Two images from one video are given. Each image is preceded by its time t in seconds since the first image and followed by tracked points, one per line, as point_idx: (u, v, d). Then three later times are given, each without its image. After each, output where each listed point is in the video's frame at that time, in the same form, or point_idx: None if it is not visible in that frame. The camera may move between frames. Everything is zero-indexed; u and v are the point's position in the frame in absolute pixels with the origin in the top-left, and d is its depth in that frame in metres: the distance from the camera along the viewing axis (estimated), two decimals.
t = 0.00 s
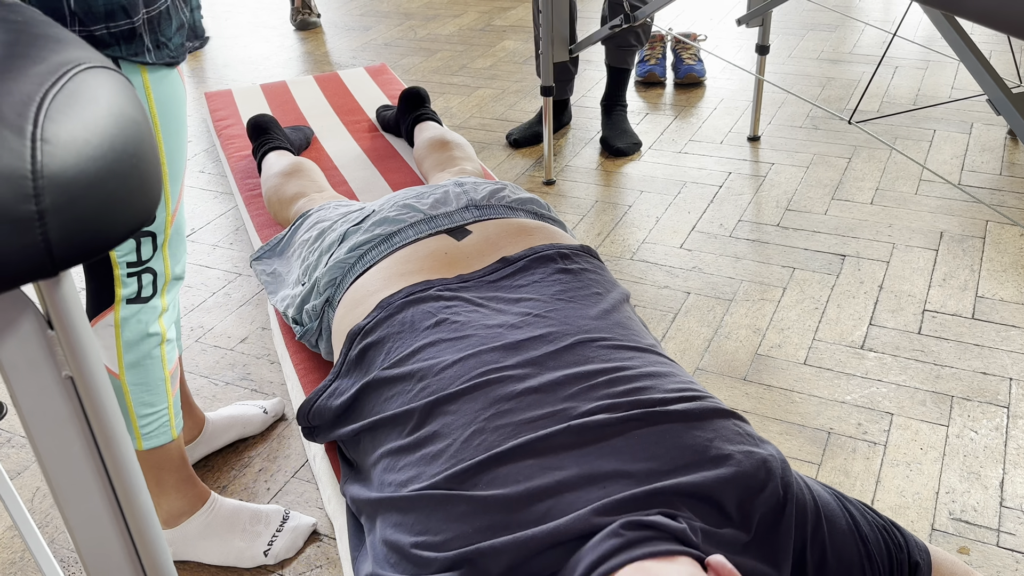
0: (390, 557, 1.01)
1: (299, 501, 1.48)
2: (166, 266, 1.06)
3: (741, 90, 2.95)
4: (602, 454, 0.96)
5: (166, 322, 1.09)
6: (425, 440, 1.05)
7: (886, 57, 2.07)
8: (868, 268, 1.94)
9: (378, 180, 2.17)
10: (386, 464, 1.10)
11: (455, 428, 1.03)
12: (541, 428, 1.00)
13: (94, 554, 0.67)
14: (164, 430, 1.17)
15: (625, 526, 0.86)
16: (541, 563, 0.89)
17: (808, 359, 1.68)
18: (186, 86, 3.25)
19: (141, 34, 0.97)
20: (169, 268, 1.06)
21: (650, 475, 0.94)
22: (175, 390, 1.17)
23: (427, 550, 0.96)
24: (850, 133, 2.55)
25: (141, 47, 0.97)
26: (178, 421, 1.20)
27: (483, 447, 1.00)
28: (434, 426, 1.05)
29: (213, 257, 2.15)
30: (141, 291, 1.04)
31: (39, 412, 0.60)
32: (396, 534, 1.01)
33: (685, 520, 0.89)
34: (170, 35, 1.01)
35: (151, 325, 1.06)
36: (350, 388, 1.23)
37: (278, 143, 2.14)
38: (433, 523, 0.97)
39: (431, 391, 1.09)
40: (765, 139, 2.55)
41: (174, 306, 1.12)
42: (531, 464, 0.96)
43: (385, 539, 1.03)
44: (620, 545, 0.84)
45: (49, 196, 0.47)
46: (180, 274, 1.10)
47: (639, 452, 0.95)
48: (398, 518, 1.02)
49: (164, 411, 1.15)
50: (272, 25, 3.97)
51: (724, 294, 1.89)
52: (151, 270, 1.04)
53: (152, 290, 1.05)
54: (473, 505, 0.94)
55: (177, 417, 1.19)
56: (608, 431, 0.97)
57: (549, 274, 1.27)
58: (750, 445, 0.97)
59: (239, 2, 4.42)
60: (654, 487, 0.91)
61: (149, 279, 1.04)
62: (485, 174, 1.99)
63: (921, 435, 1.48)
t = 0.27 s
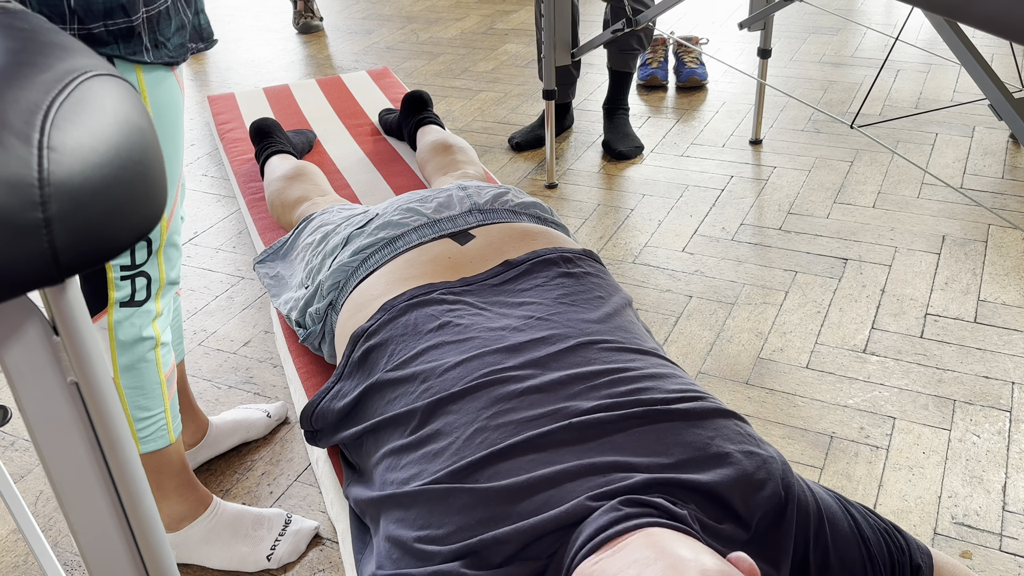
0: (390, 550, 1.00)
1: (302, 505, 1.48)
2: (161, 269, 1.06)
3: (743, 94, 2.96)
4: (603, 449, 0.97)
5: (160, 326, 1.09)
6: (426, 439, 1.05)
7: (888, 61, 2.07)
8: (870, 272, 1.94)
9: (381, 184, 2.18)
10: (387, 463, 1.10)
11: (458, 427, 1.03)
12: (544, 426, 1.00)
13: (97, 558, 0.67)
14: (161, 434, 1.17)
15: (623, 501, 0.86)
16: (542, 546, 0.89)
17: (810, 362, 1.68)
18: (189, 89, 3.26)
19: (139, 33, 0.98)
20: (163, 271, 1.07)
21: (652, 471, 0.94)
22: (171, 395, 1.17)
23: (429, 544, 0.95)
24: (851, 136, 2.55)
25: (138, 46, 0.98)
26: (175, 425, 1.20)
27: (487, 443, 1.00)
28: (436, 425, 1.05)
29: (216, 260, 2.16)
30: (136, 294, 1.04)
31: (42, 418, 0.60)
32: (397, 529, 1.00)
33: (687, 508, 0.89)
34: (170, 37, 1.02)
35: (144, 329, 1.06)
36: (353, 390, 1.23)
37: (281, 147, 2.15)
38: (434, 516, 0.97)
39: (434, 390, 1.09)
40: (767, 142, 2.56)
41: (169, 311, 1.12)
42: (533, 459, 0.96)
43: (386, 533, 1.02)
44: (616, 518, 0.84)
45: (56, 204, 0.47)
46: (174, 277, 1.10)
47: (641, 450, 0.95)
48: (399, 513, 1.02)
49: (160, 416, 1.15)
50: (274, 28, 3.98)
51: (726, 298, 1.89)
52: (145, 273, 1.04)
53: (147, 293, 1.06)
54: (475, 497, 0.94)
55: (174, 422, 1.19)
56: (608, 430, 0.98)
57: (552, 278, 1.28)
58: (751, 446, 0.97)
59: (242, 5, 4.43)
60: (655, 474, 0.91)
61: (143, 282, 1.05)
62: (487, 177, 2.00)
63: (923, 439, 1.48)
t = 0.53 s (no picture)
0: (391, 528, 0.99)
1: (304, 508, 1.48)
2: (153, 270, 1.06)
3: (744, 96, 2.96)
4: (607, 445, 0.96)
5: (155, 326, 1.09)
6: (429, 424, 1.05)
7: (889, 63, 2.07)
8: (872, 274, 1.94)
9: (382, 187, 2.18)
10: (389, 454, 1.10)
11: (462, 415, 1.03)
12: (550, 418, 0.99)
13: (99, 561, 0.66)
14: (158, 435, 1.17)
15: (634, 490, 0.87)
16: (551, 530, 0.89)
17: (812, 365, 1.68)
18: (191, 92, 3.26)
19: (123, 44, 0.98)
20: (156, 272, 1.06)
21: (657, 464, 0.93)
22: (169, 397, 1.16)
23: (430, 518, 0.94)
24: (852, 139, 2.56)
25: (123, 57, 0.98)
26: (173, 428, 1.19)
27: (490, 430, 0.99)
28: (440, 414, 1.05)
29: (218, 263, 2.16)
30: (130, 295, 1.04)
31: (45, 423, 0.60)
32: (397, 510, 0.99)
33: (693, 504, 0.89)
34: (157, 48, 1.02)
35: (139, 329, 1.06)
36: (356, 389, 1.23)
37: (282, 149, 2.15)
38: (435, 493, 0.96)
39: (441, 379, 1.09)
40: (768, 145, 2.56)
41: (164, 313, 1.12)
42: (539, 447, 0.96)
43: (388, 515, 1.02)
44: (626, 506, 0.85)
45: (59, 208, 0.47)
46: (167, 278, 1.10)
47: (646, 443, 0.95)
48: (400, 492, 1.01)
49: (158, 417, 1.15)
50: (276, 31, 3.99)
51: (728, 301, 1.89)
52: (138, 274, 1.04)
53: (140, 294, 1.05)
54: (479, 472, 0.94)
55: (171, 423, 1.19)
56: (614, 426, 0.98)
57: (557, 280, 1.28)
58: (756, 451, 0.97)
59: (244, 8, 4.43)
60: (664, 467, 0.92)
61: (137, 283, 1.04)
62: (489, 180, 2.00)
63: (926, 443, 1.48)
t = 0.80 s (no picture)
0: (411, 480, 1.01)
1: (305, 510, 1.48)
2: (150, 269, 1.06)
3: (745, 97, 2.95)
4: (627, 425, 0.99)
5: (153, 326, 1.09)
6: (452, 389, 1.08)
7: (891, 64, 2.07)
8: (874, 276, 1.94)
9: (383, 188, 2.18)
10: (405, 424, 1.11)
11: (486, 383, 1.07)
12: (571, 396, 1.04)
13: (99, 565, 0.66)
14: (156, 435, 1.16)
15: (664, 480, 0.91)
16: (574, 497, 0.92)
17: (814, 367, 1.68)
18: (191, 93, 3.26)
19: (112, 48, 0.97)
20: (153, 272, 1.06)
21: (671, 447, 0.97)
22: (168, 398, 1.16)
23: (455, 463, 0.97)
24: (853, 140, 2.56)
25: (111, 61, 0.98)
26: (172, 428, 1.19)
27: (513, 397, 1.04)
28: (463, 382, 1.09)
29: (218, 264, 2.16)
30: (128, 294, 1.04)
31: (46, 425, 0.60)
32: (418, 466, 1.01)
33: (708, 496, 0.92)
34: (149, 54, 1.02)
35: (137, 328, 1.06)
36: (366, 373, 1.24)
37: (283, 150, 2.15)
38: (461, 445, 0.99)
39: (465, 353, 1.13)
40: (770, 146, 2.55)
41: (163, 312, 1.12)
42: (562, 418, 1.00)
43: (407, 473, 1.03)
44: (653, 492, 0.88)
45: (60, 210, 0.47)
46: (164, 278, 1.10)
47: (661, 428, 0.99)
48: (422, 446, 1.04)
49: (156, 417, 1.14)
50: (276, 32, 3.99)
51: (729, 302, 1.89)
52: (135, 274, 1.04)
53: (137, 293, 1.05)
54: (506, 426, 0.98)
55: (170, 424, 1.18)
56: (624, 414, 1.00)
57: (572, 277, 1.31)
58: (769, 452, 1.00)
59: (245, 10, 4.43)
60: (688, 459, 0.96)
61: (134, 283, 1.04)
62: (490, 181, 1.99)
63: (928, 444, 1.48)
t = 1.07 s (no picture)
0: (427, 440, 1.02)
1: (307, 511, 1.48)
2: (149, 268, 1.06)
3: (746, 98, 2.95)
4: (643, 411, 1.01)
5: (153, 324, 1.09)
6: (471, 360, 1.09)
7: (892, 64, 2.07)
8: (875, 276, 1.94)
9: (385, 189, 2.18)
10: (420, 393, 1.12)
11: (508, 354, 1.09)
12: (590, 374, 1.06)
13: (101, 566, 0.66)
14: (156, 435, 1.16)
15: (685, 471, 0.92)
16: (596, 470, 0.93)
17: (816, 368, 1.68)
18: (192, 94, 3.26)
19: (110, 49, 0.97)
20: (152, 270, 1.07)
21: (685, 434, 0.98)
22: (168, 398, 1.16)
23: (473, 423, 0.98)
24: (855, 141, 2.56)
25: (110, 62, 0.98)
26: (172, 429, 1.18)
27: (531, 371, 1.05)
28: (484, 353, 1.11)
29: (220, 265, 2.16)
30: (127, 292, 1.04)
31: (50, 427, 0.60)
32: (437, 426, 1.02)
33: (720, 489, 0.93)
34: (149, 57, 1.02)
35: (136, 327, 1.06)
36: (380, 353, 1.25)
37: (285, 151, 2.15)
38: (481, 406, 1.01)
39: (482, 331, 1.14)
40: (771, 147, 2.55)
41: (163, 312, 1.12)
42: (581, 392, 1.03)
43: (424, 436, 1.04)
44: (673, 481, 0.90)
45: (63, 211, 0.47)
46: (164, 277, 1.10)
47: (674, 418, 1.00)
48: (440, 409, 1.05)
49: (156, 416, 1.14)
50: (277, 33, 3.99)
51: (731, 303, 1.89)
52: (134, 272, 1.04)
53: (136, 291, 1.05)
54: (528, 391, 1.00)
55: (171, 424, 1.18)
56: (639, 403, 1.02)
57: (587, 276, 1.33)
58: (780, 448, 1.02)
59: (246, 11, 4.43)
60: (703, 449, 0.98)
61: (133, 281, 1.05)
62: (493, 181, 1.99)
63: (930, 445, 1.48)
